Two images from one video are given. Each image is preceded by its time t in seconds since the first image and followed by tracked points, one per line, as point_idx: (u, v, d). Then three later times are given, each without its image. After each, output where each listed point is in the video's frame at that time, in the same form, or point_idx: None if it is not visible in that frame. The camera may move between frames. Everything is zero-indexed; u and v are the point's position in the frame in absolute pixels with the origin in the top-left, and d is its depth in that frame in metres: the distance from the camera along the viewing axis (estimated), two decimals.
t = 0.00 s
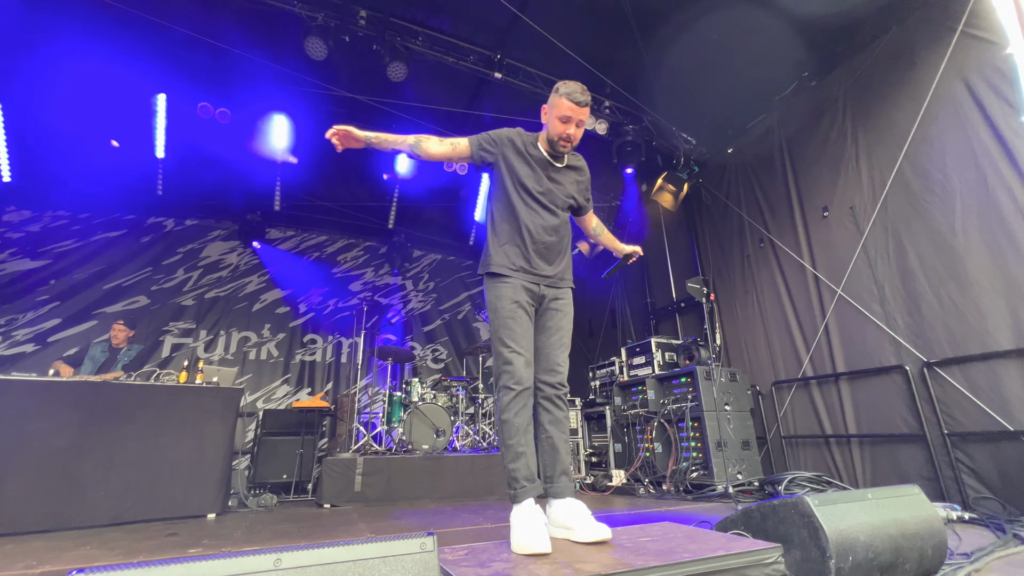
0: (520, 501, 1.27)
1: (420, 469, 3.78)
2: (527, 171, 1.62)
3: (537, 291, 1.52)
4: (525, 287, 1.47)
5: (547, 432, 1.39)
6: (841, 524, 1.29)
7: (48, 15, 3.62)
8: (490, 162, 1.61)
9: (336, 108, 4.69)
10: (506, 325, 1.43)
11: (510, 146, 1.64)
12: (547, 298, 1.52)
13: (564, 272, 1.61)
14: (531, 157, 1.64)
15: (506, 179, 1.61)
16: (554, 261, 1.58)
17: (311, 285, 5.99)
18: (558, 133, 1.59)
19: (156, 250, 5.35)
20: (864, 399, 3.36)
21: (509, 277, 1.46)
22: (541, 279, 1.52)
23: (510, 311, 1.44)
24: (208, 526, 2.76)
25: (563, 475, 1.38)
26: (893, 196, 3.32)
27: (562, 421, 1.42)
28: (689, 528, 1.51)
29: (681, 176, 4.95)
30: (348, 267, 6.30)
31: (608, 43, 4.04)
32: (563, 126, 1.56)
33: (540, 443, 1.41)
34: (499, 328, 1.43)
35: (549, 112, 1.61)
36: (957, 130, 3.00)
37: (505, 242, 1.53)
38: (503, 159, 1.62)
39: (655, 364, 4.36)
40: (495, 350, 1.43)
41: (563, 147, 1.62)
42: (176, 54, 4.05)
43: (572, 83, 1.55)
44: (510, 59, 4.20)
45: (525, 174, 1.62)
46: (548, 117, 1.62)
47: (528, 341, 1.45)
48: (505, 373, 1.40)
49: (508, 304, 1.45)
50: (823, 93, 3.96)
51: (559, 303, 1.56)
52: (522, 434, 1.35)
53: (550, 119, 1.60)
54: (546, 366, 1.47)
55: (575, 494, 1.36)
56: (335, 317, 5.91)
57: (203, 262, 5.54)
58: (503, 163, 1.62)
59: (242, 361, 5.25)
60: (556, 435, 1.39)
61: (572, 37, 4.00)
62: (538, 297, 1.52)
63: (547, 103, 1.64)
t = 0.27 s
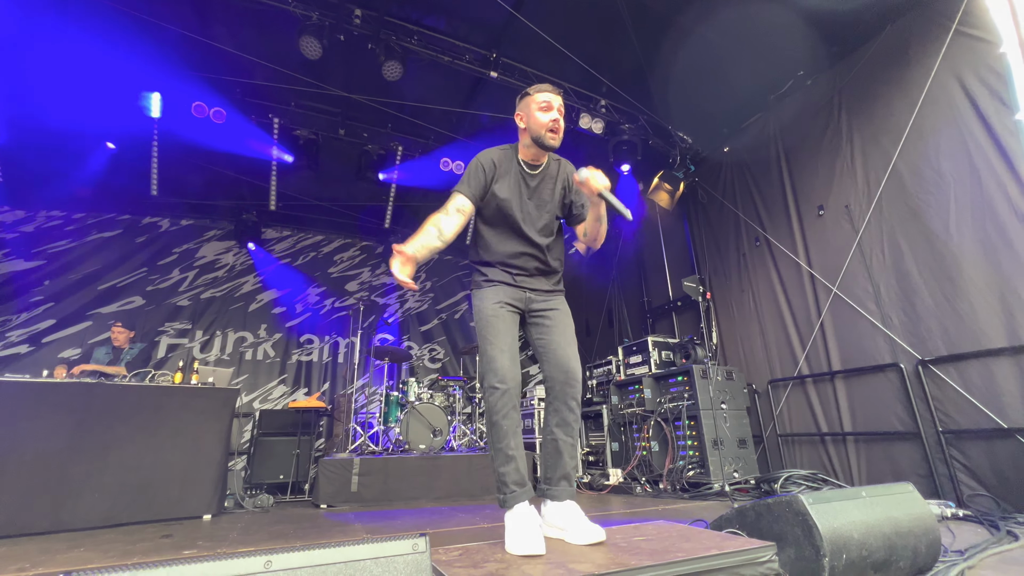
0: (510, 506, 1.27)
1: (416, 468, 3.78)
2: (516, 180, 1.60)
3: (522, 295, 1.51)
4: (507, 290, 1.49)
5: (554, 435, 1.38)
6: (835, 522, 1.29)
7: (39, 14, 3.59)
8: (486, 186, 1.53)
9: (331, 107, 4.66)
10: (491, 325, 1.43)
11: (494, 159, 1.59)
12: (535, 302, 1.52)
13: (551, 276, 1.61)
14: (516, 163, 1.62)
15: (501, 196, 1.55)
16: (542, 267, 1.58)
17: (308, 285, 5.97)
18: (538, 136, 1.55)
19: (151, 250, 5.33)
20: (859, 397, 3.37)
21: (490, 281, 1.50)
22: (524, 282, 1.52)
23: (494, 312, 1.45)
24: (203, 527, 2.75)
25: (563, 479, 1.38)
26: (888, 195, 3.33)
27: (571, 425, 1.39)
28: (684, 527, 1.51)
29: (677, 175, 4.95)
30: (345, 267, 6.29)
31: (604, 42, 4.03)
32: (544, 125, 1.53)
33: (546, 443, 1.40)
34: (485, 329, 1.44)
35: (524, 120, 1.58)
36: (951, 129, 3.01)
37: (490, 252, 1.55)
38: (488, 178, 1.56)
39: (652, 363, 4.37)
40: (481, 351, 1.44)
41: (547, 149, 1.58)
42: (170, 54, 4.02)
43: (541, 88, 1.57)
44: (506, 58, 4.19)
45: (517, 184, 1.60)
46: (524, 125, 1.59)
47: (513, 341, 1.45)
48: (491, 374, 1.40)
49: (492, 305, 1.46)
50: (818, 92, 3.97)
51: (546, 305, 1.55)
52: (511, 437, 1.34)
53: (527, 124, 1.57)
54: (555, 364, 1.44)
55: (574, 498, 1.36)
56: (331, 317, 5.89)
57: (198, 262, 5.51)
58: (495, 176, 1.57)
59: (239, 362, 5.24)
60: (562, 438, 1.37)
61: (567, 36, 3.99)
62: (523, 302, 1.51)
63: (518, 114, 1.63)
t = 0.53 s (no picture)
0: (505, 503, 1.27)
1: (413, 469, 3.78)
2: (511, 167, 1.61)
3: (521, 294, 1.51)
4: (508, 289, 1.48)
5: (539, 434, 1.39)
6: (829, 522, 1.30)
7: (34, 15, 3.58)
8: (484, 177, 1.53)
9: (328, 108, 4.67)
10: (488, 326, 1.44)
11: (485, 149, 1.61)
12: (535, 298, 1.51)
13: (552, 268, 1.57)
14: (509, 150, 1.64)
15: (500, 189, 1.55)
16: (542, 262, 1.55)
17: (305, 286, 5.97)
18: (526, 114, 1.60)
19: (147, 251, 5.31)
20: (855, 396, 3.38)
21: (490, 280, 1.48)
22: (524, 279, 1.50)
23: (493, 312, 1.45)
24: (200, 529, 2.74)
25: (552, 479, 1.36)
26: (883, 195, 3.34)
27: (555, 423, 1.40)
28: (679, 527, 1.51)
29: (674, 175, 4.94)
30: (343, 268, 6.28)
31: (600, 42, 4.04)
32: (527, 103, 1.58)
33: (532, 443, 1.41)
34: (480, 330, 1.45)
35: (506, 104, 1.63)
36: (945, 129, 3.02)
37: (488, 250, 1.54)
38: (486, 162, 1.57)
39: (649, 363, 4.37)
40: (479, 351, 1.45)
41: (535, 124, 1.63)
42: (166, 55, 4.02)
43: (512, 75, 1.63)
44: (502, 58, 4.19)
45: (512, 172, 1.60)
46: (508, 109, 1.63)
47: (513, 342, 1.45)
48: (489, 374, 1.41)
49: (490, 306, 1.45)
50: (815, 93, 3.98)
51: (544, 303, 1.54)
52: (507, 435, 1.35)
53: (511, 107, 1.61)
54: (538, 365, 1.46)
55: (563, 498, 1.35)
56: (329, 318, 5.89)
57: (195, 263, 5.50)
58: (489, 167, 1.57)
59: (236, 364, 5.23)
60: (547, 437, 1.38)
61: (564, 37, 3.99)
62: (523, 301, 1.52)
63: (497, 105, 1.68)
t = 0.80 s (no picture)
0: (511, 505, 1.27)
1: (414, 471, 3.77)
2: (519, 164, 1.62)
3: (536, 294, 1.52)
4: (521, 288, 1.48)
5: (548, 434, 1.39)
6: (833, 523, 1.29)
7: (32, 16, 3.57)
8: (492, 167, 1.54)
9: (327, 110, 4.67)
10: (502, 324, 1.43)
11: (496, 147, 1.64)
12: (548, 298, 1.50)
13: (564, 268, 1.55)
14: (518, 149, 1.67)
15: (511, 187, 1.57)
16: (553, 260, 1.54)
17: (305, 287, 5.96)
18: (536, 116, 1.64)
19: (146, 253, 5.29)
20: (857, 396, 3.37)
21: (503, 279, 1.48)
22: (537, 279, 1.49)
23: (508, 310, 1.45)
24: (200, 532, 2.73)
25: (558, 480, 1.36)
26: (883, 194, 3.34)
27: (565, 425, 1.39)
28: (683, 528, 1.50)
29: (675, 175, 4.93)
30: (343, 269, 6.26)
31: (601, 43, 4.03)
32: (537, 102, 1.62)
33: (541, 443, 1.41)
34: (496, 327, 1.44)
35: (518, 106, 1.69)
36: (946, 128, 3.02)
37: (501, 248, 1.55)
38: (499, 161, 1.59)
39: (650, 363, 4.37)
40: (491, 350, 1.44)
41: (546, 124, 1.66)
42: (165, 56, 4.01)
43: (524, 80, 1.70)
44: (502, 59, 4.18)
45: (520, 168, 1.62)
46: (519, 110, 1.69)
47: (527, 341, 1.46)
48: (504, 374, 1.40)
49: (506, 304, 1.46)
50: (815, 93, 3.98)
51: (559, 303, 1.53)
52: (518, 437, 1.34)
53: (522, 107, 1.66)
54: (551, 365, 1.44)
55: (570, 500, 1.35)
56: (329, 319, 5.87)
57: (195, 265, 5.49)
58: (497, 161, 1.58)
59: (235, 365, 5.21)
60: (557, 438, 1.38)
61: (564, 37, 3.99)
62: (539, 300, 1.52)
63: (509, 109, 1.74)
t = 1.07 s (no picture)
0: (517, 507, 1.26)
1: (416, 472, 3.77)
2: (522, 178, 1.64)
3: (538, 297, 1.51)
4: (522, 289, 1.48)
5: (563, 438, 1.39)
6: (839, 523, 1.29)
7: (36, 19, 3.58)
8: (492, 187, 1.57)
9: (329, 111, 4.68)
10: (504, 325, 1.44)
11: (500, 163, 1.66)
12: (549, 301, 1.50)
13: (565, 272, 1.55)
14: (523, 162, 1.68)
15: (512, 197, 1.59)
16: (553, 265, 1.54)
17: (307, 288, 5.96)
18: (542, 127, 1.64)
19: (149, 256, 5.30)
20: (860, 396, 3.37)
21: (505, 281, 1.49)
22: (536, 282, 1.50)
23: (508, 312, 1.45)
24: (203, 533, 2.73)
25: (570, 484, 1.35)
26: (886, 194, 3.33)
27: (580, 429, 1.39)
28: (688, 528, 1.50)
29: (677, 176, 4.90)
30: (345, 270, 6.27)
31: (602, 44, 4.04)
32: (543, 113, 1.62)
33: (556, 447, 1.41)
34: (502, 328, 1.44)
35: (524, 115, 1.68)
36: (948, 128, 3.02)
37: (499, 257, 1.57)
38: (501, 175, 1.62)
39: (652, 364, 4.36)
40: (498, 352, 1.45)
41: (550, 135, 1.66)
42: (168, 59, 4.03)
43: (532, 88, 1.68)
44: (503, 60, 4.18)
45: (523, 181, 1.64)
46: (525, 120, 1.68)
47: (530, 343, 1.45)
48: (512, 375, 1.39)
49: (506, 306, 1.46)
50: (816, 93, 3.98)
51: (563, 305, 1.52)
52: (524, 439, 1.34)
53: (527, 118, 1.65)
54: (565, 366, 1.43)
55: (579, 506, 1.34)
56: (331, 320, 5.88)
57: (198, 266, 5.51)
58: (499, 177, 1.61)
59: (238, 367, 5.22)
60: (571, 442, 1.38)
61: (565, 38, 3.99)
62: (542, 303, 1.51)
63: (515, 116, 1.73)
